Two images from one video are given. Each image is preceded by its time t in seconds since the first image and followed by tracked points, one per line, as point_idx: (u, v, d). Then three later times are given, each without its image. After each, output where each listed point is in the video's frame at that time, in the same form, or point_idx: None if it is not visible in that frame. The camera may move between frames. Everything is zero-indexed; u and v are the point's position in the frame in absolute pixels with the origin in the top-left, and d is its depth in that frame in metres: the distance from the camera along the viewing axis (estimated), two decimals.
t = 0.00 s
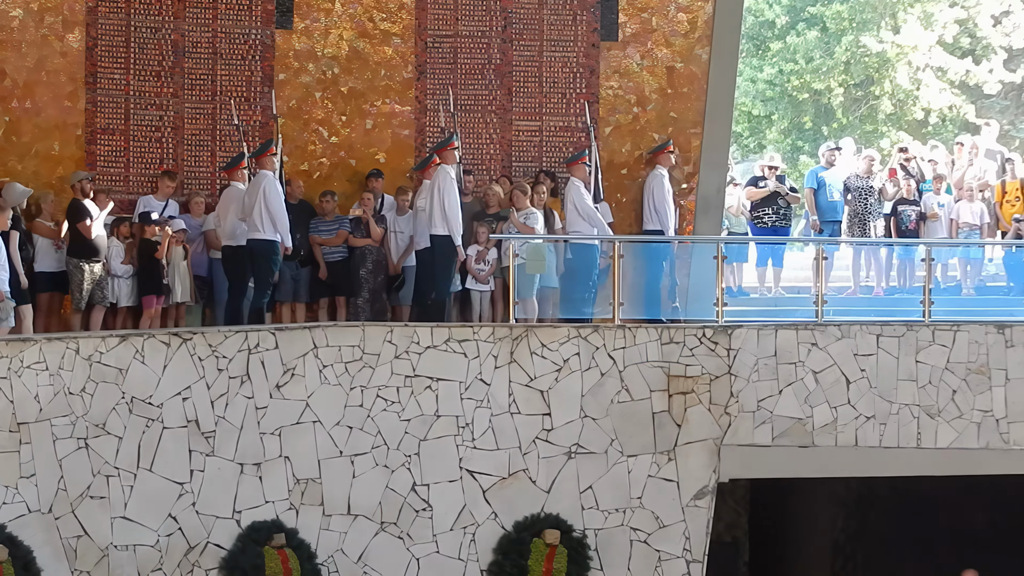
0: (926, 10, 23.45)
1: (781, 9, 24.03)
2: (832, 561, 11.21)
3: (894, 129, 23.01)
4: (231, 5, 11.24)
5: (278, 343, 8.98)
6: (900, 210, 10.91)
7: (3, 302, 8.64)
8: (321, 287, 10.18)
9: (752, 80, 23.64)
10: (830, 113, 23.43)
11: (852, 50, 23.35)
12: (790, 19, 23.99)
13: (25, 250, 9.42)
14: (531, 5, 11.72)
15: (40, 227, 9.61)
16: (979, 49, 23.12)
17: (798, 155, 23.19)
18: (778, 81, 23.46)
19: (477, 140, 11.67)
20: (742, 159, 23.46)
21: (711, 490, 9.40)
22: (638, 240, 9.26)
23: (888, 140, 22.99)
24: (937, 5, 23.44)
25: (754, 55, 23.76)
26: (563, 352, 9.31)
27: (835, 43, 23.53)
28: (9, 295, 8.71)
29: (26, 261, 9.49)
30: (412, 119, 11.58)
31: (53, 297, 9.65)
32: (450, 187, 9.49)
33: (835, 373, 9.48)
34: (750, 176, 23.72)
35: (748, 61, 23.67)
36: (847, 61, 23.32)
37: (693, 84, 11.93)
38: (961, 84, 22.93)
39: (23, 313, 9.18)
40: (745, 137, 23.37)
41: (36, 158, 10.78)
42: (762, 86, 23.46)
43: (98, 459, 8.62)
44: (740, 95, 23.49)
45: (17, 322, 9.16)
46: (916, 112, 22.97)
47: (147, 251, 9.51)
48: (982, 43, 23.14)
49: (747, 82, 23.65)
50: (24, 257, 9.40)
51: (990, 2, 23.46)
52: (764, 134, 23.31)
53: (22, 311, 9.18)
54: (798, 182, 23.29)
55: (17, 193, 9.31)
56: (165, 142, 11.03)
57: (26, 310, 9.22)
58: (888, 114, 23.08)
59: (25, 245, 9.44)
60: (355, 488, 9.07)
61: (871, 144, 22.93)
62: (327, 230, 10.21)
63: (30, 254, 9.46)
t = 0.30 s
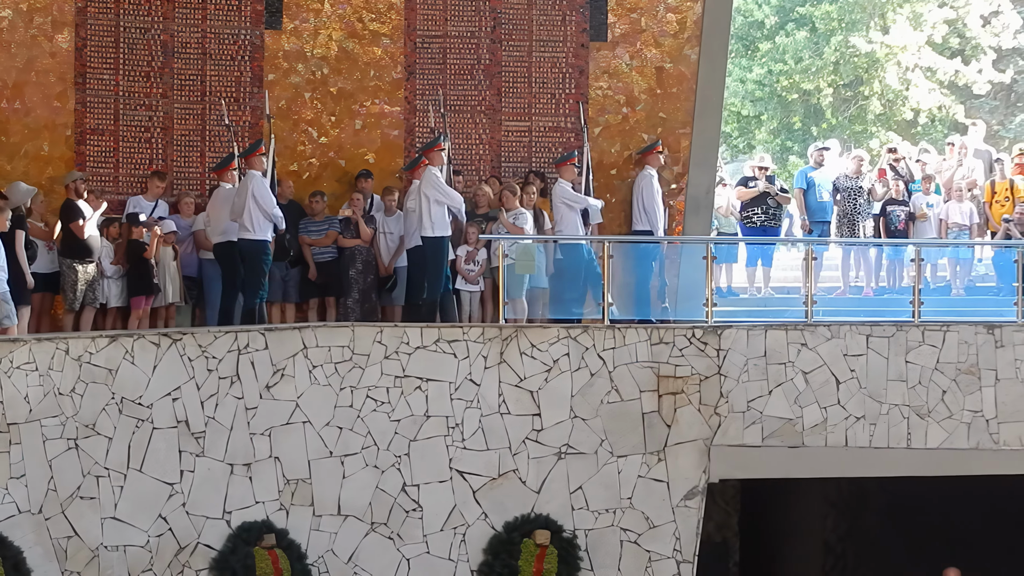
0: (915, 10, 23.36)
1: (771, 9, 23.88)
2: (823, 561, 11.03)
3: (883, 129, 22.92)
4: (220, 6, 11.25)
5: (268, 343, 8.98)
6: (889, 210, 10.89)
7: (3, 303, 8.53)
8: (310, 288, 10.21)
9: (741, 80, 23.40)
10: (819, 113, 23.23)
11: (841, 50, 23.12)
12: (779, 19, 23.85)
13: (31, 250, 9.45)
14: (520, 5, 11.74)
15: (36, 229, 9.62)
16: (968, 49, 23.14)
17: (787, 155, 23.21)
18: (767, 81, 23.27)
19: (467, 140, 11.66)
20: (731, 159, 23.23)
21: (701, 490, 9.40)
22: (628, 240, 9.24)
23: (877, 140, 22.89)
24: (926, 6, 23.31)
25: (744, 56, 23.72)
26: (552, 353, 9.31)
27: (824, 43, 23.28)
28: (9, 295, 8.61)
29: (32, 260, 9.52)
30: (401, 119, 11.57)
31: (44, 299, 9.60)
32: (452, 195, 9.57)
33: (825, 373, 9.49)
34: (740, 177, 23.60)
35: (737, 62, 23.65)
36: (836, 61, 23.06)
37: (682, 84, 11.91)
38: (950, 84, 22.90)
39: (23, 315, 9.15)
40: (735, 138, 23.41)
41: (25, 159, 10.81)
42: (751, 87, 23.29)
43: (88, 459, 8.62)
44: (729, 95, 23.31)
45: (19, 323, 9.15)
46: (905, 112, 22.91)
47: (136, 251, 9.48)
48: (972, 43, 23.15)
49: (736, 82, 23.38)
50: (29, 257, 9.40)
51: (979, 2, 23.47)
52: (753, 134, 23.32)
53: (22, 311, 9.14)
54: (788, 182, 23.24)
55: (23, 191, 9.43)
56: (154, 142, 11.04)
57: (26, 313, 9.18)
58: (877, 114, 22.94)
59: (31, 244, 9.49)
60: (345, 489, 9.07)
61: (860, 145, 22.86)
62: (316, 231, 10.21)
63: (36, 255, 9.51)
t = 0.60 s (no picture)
0: (909, 12, 23.26)
1: (765, 10, 23.88)
2: (818, 563, 10.94)
3: (878, 130, 22.99)
4: (214, 8, 11.24)
5: (262, 345, 8.98)
6: (884, 212, 10.90)
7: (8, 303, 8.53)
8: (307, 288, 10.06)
9: (736, 81, 23.52)
10: (813, 114, 23.39)
11: (835, 52, 23.13)
12: (773, 21, 23.86)
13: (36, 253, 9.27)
14: (515, 7, 11.75)
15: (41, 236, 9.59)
16: (963, 50, 22.97)
17: (782, 157, 23.34)
18: (762, 82, 23.26)
19: (461, 142, 11.62)
20: (726, 161, 23.45)
21: (695, 492, 9.40)
22: (622, 241, 9.20)
23: (872, 141, 22.93)
24: (921, 7, 23.18)
25: (739, 57, 23.72)
26: (547, 355, 9.31)
27: (819, 44, 23.34)
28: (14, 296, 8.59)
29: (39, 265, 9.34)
30: (396, 121, 11.60)
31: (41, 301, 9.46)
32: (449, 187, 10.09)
33: (820, 375, 9.49)
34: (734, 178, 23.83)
35: (732, 62, 23.64)
36: (831, 62, 23.14)
37: (677, 86, 11.91)
38: (944, 85, 22.82)
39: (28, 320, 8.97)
40: (730, 138, 23.56)
41: (19, 161, 10.79)
42: (746, 88, 23.33)
43: (83, 461, 8.62)
44: (724, 96, 23.47)
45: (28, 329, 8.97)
46: (900, 113, 22.87)
47: (131, 253, 9.55)
48: (965, 44, 22.94)
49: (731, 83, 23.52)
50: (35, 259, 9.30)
51: (974, 3, 23.16)
52: (747, 135, 23.46)
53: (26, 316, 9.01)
54: (783, 183, 23.28)
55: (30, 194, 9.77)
56: (149, 144, 11.04)
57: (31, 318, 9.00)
58: (872, 115, 23.00)
59: (37, 247, 9.29)
60: (340, 491, 9.07)
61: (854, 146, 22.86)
62: (310, 233, 10.24)
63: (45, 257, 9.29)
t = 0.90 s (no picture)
0: (906, 13, 23.16)
1: (761, 12, 23.66)
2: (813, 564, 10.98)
3: (874, 132, 22.89)
4: (210, 9, 11.25)
5: (258, 348, 8.98)
6: (879, 214, 10.88)
7: (14, 306, 8.69)
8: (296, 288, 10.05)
9: (732, 83, 23.38)
10: (809, 115, 23.28)
11: (831, 53, 22.96)
12: (769, 22, 23.65)
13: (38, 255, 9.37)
14: (510, 9, 11.74)
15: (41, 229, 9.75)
16: (958, 52, 23.08)
17: (778, 158, 23.36)
18: (757, 84, 23.14)
19: (456, 144, 11.62)
20: (722, 163, 23.38)
21: (691, 494, 9.40)
22: (619, 244, 9.21)
23: (868, 143, 22.83)
24: (917, 9, 23.10)
25: (734, 59, 23.56)
26: (543, 357, 9.31)
27: (814, 46, 23.20)
28: (20, 298, 8.76)
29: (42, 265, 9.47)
30: (391, 123, 11.57)
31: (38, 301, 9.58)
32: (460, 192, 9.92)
33: (816, 377, 9.49)
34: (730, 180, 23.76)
35: (727, 64, 23.49)
36: (826, 64, 23.00)
37: (672, 88, 11.91)
38: (940, 86, 22.92)
39: (36, 320, 9.09)
40: (725, 140, 23.45)
41: (15, 163, 10.79)
42: (741, 90, 23.29)
43: (78, 463, 8.63)
44: (719, 98, 23.39)
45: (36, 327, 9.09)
46: (895, 115, 22.91)
47: (129, 255, 9.53)
48: (961, 45, 23.08)
49: (727, 86, 23.39)
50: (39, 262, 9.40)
51: (969, 5, 23.27)
52: (743, 137, 23.34)
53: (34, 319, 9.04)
54: (779, 184, 23.18)
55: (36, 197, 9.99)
56: (145, 146, 11.03)
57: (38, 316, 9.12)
58: (868, 117, 22.90)
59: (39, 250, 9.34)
60: (336, 492, 9.06)
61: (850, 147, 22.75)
62: (305, 234, 10.17)
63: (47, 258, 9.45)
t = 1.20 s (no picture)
0: (904, 15, 23.21)
1: (759, 13, 23.72)
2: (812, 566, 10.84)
3: (872, 134, 22.88)
4: (209, 11, 11.27)
5: (257, 349, 8.99)
6: (877, 215, 10.89)
7: (20, 307, 8.76)
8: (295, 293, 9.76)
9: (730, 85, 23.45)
10: (808, 117, 23.10)
11: (829, 55, 23.04)
12: (768, 24, 23.69)
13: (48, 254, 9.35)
14: (509, 11, 11.75)
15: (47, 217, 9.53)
16: (957, 54, 23.06)
17: (776, 160, 22.97)
18: (756, 86, 23.24)
19: (454, 145, 11.64)
20: (721, 165, 23.21)
21: (690, 495, 9.40)
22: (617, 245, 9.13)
23: (866, 145, 22.85)
24: (915, 11, 23.21)
25: (733, 60, 23.56)
26: (542, 358, 9.31)
27: (812, 48, 23.22)
28: (26, 300, 8.82)
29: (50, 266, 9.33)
30: (390, 124, 11.57)
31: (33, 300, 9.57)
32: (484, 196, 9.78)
33: (814, 378, 9.49)
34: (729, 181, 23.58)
35: (726, 66, 23.50)
36: (825, 66, 23.05)
37: (671, 89, 11.90)
38: (939, 89, 22.97)
39: (44, 321, 8.93)
40: (723, 142, 23.44)
41: (13, 165, 10.77)
42: (740, 92, 23.30)
43: (77, 465, 8.63)
44: (718, 100, 23.40)
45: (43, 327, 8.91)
46: (894, 117, 22.84)
47: (130, 256, 9.58)
48: (960, 48, 23.06)
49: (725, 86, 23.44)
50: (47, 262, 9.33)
51: (967, 7, 23.32)
52: (742, 138, 23.28)
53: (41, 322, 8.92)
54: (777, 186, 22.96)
55: (46, 197, 10.11)
56: (143, 147, 11.04)
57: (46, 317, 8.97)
58: (866, 119, 22.92)
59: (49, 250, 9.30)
60: (334, 494, 9.06)
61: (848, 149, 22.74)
62: (305, 237, 10.15)
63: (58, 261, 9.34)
